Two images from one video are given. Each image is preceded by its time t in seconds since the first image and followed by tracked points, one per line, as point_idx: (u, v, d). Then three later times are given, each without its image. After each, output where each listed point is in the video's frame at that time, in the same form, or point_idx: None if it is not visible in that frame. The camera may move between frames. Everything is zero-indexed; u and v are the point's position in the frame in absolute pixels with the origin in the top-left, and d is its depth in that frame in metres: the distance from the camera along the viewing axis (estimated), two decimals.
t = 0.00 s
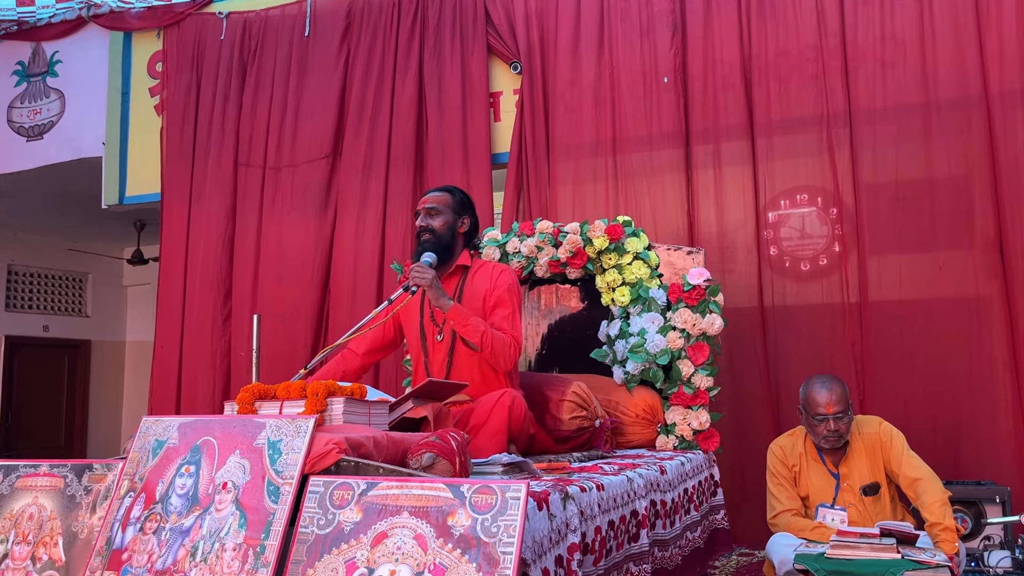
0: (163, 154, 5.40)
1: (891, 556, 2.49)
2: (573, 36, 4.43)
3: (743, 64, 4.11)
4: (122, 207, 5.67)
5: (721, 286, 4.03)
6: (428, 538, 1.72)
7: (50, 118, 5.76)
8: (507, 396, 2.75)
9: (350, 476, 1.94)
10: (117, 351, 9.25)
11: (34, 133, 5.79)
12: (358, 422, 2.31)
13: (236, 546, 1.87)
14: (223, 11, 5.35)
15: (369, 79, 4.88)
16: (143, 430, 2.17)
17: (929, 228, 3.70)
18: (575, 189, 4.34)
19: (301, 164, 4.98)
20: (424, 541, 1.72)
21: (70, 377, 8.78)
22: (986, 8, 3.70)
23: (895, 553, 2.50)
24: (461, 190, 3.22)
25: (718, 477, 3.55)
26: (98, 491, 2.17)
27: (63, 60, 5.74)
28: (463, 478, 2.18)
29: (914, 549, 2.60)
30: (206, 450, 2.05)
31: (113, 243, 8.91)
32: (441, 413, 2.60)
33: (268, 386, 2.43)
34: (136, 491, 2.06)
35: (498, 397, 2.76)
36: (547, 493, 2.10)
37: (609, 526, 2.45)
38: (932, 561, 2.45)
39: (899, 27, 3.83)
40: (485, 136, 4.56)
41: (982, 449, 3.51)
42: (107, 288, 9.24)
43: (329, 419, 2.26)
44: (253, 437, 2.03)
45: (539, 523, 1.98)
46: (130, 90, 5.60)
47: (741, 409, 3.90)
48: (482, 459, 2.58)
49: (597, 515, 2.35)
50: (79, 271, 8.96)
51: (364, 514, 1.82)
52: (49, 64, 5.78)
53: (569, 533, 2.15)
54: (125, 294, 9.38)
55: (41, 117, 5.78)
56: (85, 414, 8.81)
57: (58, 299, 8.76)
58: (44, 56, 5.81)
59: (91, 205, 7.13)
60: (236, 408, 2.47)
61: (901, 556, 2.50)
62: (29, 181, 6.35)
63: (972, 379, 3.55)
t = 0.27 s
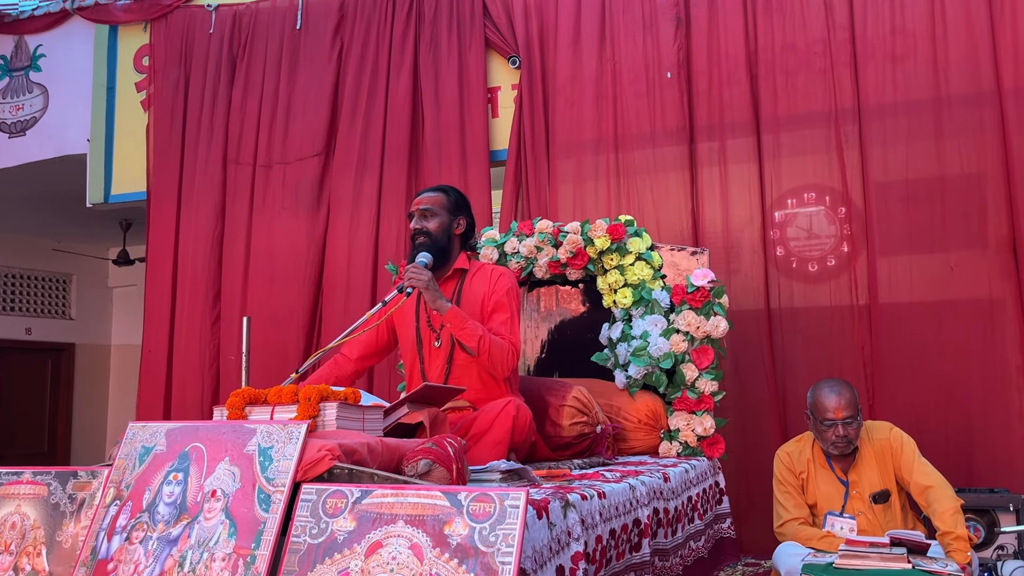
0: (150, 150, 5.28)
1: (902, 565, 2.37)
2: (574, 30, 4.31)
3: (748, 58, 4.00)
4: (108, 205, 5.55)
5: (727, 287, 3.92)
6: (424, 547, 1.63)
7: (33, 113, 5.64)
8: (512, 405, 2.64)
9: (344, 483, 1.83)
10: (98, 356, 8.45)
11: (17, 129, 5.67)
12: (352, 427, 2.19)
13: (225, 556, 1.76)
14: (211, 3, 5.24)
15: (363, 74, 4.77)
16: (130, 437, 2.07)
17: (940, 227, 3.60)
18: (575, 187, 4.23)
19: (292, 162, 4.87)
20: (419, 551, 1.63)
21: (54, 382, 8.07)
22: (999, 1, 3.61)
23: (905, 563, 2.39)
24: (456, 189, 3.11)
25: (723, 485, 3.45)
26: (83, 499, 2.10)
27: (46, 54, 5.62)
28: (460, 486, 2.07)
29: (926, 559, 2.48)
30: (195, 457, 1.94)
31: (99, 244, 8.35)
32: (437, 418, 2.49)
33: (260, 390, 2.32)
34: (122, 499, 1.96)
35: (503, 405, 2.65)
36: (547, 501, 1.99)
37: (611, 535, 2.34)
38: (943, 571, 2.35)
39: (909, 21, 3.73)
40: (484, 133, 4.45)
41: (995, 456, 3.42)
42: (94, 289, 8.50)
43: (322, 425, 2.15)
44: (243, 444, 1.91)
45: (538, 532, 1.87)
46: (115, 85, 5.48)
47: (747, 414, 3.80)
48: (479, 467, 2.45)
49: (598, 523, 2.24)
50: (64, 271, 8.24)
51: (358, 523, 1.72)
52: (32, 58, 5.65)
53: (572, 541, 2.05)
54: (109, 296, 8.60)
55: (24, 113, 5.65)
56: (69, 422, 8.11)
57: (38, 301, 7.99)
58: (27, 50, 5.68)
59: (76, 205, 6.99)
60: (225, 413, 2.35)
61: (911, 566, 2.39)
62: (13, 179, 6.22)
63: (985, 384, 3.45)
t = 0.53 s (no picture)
0: (141, 150, 5.21)
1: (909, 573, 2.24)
2: (573, 27, 4.25)
3: (750, 56, 3.94)
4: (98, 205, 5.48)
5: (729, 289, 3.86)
6: (422, 554, 1.57)
7: (22, 112, 5.57)
8: (516, 413, 2.59)
9: (340, 489, 1.77)
10: (88, 359, 8.23)
11: (6, 127, 5.60)
12: (348, 432, 2.13)
13: (219, 563, 1.70)
14: None
15: (359, 72, 4.70)
16: (121, 442, 2.01)
17: (946, 226, 3.55)
18: (575, 187, 4.17)
19: (287, 161, 4.80)
20: (417, 558, 1.58)
21: (42, 386, 7.82)
22: None
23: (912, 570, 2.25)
24: (451, 190, 3.03)
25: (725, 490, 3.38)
26: (73, 504, 2.05)
27: (36, 52, 5.56)
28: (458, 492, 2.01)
29: (932, 566, 2.38)
30: (187, 462, 1.87)
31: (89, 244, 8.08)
32: (436, 422, 2.43)
33: (254, 393, 2.26)
34: (114, 504, 1.90)
35: (507, 410, 2.60)
36: (547, 507, 1.93)
37: (612, 542, 2.28)
38: None
39: (915, 18, 3.68)
40: (482, 132, 4.39)
41: (1002, 460, 3.38)
42: (84, 292, 8.27)
43: (317, 430, 2.08)
44: (237, 448, 1.85)
45: (538, 538, 1.81)
46: (106, 83, 5.41)
47: (749, 419, 3.75)
48: (477, 472, 2.39)
49: (600, 529, 2.18)
50: (53, 272, 8.02)
51: (354, 529, 1.66)
52: (22, 56, 5.59)
53: (576, 547, 2.00)
54: (101, 298, 8.38)
55: (13, 111, 5.58)
56: (59, 428, 7.87)
57: (28, 303, 7.80)
58: (17, 47, 5.62)
59: (66, 206, 6.90)
60: (218, 418, 2.29)
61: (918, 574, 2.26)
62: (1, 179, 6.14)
63: (992, 387, 3.41)
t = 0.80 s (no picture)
0: (137, 150, 5.19)
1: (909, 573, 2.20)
2: (572, 27, 4.24)
3: (750, 55, 3.93)
4: (95, 206, 5.46)
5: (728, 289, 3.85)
6: (420, 555, 1.56)
7: (18, 112, 5.56)
8: (517, 416, 2.57)
9: (338, 490, 1.76)
10: (85, 361, 8.20)
11: (2, 127, 5.59)
12: (346, 433, 2.12)
13: (216, 565, 1.69)
14: None
15: (357, 71, 4.68)
16: (118, 443, 1.99)
17: (946, 227, 3.55)
18: (574, 187, 4.15)
19: (285, 162, 4.79)
20: (415, 559, 1.56)
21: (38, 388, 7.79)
22: None
23: (913, 570, 2.22)
24: (450, 194, 2.99)
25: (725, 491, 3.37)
26: (70, 506, 2.03)
27: (32, 52, 5.55)
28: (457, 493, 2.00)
29: (933, 566, 2.36)
30: (185, 463, 1.86)
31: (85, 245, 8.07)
32: (434, 423, 2.42)
33: (251, 394, 2.24)
34: (110, 506, 1.88)
35: (509, 413, 2.58)
36: (547, 507, 1.92)
37: (614, 543, 2.27)
38: None
39: (914, 17, 3.67)
40: (481, 132, 4.38)
41: (1002, 461, 3.37)
42: (81, 293, 8.24)
43: (315, 430, 2.07)
44: (235, 449, 1.83)
45: (539, 539, 1.80)
46: (102, 83, 5.40)
47: (749, 419, 3.74)
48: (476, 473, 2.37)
49: (600, 529, 2.17)
50: (49, 274, 8.00)
51: (352, 530, 1.65)
52: (18, 56, 5.58)
53: (580, 545, 2.00)
54: (98, 300, 8.36)
55: (9, 112, 5.60)
56: (55, 429, 7.84)
57: (24, 304, 7.78)
58: (13, 47, 5.62)
59: (63, 207, 6.88)
60: (216, 418, 2.28)
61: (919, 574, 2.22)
62: None
63: (992, 387, 3.40)
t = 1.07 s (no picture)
0: (134, 151, 5.18)
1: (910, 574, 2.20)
2: (571, 27, 4.23)
3: (748, 55, 3.92)
4: (92, 207, 5.45)
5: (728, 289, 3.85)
6: (419, 558, 1.55)
7: (14, 113, 5.55)
8: (515, 418, 2.54)
9: (337, 493, 1.75)
10: (82, 362, 8.19)
11: None
12: (344, 435, 2.11)
13: (214, 568, 1.68)
14: None
15: (355, 71, 4.67)
16: (116, 445, 1.98)
17: (946, 227, 3.54)
18: (573, 187, 4.14)
19: (283, 163, 4.78)
20: (414, 561, 1.55)
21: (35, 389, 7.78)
22: None
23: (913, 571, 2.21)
24: (447, 196, 2.97)
25: (724, 492, 3.36)
26: (67, 509, 2.02)
27: (28, 52, 5.54)
28: (456, 495, 1.99)
29: (933, 567, 2.35)
30: (183, 465, 1.85)
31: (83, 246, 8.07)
32: (432, 425, 2.41)
33: (249, 396, 2.23)
34: (108, 509, 1.87)
35: (507, 415, 2.55)
36: (546, 509, 1.91)
37: (616, 544, 2.26)
38: None
39: (913, 17, 3.66)
40: (479, 132, 4.38)
41: (1002, 461, 3.36)
42: (77, 294, 8.23)
43: (314, 432, 2.06)
44: (233, 452, 1.82)
45: (539, 540, 1.79)
46: (99, 84, 5.39)
47: (748, 420, 3.73)
48: (475, 474, 2.36)
49: (602, 530, 2.16)
50: (46, 275, 7.98)
51: (351, 532, 1.64)
52: (14, 56, 5.57)
53: (582, 546, 2.00)
54: (95, 301, 8.34)
55: (5, 112, 5.58)
56: (52, 431, 7.83)
57: (21, 306, 7.76)
58: (10, 48, 5.61)
59: (60, 208, 6.87)
60: (213, 420, 2.27)
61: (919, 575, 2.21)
62: None
63: (992, 387, 3.40)
